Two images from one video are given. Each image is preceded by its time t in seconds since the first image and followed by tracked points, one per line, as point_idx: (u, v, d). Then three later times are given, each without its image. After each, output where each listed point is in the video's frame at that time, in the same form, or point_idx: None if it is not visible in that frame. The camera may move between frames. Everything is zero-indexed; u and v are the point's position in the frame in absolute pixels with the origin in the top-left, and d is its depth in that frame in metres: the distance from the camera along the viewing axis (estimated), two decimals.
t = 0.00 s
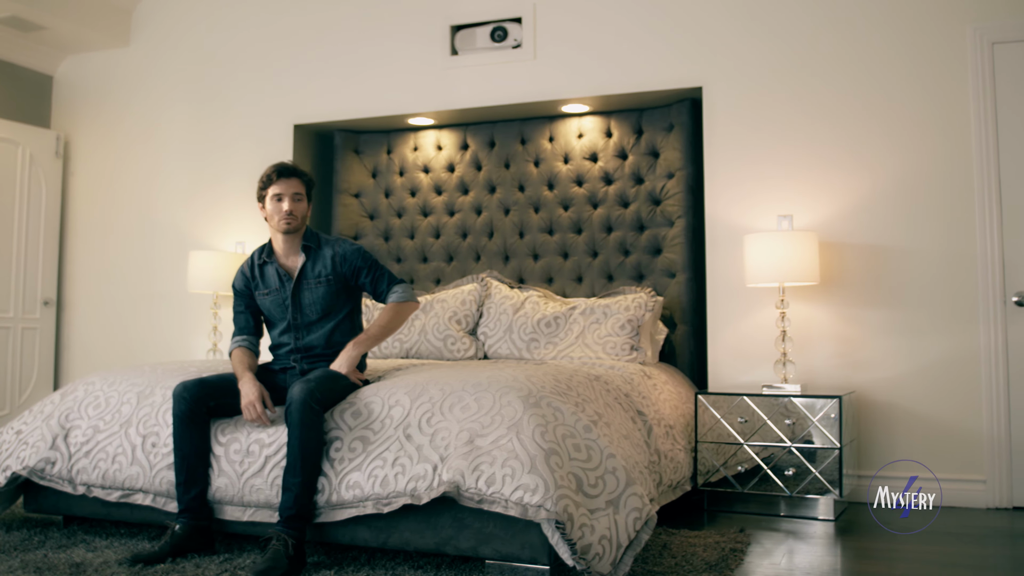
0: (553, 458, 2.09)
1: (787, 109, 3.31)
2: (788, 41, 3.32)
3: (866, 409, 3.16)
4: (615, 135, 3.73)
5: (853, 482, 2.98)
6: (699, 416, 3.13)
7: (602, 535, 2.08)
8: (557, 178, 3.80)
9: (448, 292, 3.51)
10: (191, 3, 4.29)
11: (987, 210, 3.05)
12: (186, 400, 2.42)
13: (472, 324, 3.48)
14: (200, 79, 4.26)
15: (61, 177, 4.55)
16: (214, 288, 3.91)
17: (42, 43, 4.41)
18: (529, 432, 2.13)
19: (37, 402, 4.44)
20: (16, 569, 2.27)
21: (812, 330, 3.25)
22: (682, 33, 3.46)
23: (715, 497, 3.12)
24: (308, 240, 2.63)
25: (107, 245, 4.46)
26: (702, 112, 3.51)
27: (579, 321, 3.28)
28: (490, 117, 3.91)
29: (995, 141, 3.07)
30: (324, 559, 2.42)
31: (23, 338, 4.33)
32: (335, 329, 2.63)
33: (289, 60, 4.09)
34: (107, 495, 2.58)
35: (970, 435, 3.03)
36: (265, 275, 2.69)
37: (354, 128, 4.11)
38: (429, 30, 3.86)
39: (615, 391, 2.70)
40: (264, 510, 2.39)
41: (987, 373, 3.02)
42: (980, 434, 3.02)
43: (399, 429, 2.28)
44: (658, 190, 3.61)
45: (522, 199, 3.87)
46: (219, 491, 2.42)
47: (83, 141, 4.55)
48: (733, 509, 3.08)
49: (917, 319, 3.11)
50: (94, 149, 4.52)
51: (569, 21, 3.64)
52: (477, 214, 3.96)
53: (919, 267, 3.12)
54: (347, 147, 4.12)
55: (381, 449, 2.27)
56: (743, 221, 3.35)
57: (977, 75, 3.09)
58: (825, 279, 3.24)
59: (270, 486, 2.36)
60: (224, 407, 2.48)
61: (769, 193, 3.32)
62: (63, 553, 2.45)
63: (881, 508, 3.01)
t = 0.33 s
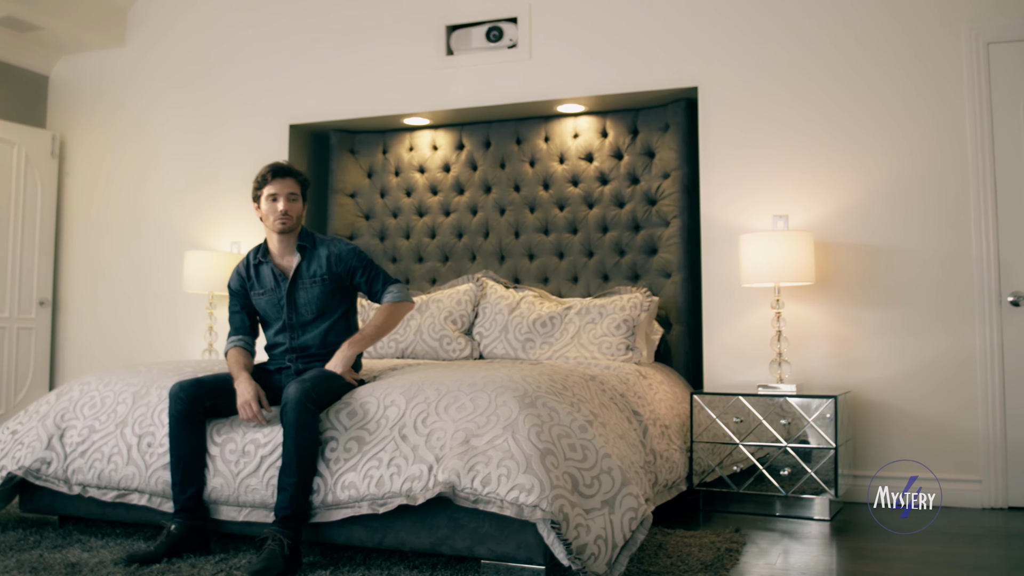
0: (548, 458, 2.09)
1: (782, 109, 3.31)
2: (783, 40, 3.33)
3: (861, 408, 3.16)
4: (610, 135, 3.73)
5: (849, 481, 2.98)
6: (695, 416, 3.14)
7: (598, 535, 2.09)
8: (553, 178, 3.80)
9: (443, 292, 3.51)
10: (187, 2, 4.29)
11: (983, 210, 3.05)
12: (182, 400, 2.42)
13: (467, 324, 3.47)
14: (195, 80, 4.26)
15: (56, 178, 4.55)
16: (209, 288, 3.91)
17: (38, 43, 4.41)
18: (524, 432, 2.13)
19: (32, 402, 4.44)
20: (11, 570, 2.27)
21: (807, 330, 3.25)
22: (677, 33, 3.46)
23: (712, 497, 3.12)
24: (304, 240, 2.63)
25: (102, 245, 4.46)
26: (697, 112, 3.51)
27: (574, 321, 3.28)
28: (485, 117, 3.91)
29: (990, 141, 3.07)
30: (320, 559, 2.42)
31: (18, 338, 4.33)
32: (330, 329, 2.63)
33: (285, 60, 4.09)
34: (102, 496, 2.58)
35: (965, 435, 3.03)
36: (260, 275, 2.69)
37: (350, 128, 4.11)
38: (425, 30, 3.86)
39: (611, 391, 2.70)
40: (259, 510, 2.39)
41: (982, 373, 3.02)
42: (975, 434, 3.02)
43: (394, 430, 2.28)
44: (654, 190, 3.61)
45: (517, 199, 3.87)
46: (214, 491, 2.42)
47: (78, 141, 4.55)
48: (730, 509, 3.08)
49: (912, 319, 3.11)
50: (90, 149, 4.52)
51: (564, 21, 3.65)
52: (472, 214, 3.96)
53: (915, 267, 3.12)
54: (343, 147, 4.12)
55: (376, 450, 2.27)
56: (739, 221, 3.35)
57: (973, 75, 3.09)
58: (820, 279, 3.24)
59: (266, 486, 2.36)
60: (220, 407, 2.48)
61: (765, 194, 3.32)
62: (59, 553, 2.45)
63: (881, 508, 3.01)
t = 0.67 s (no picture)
0: (544, 458, 2.09)
1: (777, 109, 3.31)
2: (778, 40, 3.33)
3: (856, 409, 3.16)
4: (606, 135, 3.73)
5: (845, 481, 2.99)
6: (690, 416, 3.13)
7: (593, 535, 2.09)
8: (548, 178, 3.80)
9: (439, 292, 3.51)
10: (182, 2, 4.29)
11: (979, 210, 3.05)
12: (179, 400, 2.42)
13: (463, 324, 3.47)
14: (191, 80, 4.26)
15: (51, 178, 4.55)
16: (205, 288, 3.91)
17: (33, 43, 4.41)
18: (520, 432, 2.13)
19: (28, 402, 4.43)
20: (6, 570, 2.27)
21: (802, 330, 3.25)
22: (673, 33, 3.46)
23: (707, 497, 3.12)
24: (299, 240, 2.63)
25: (98, 245, 4.46)
26: (693, 113, 3.52)
27: (570, 321, 3.28)
28: (481, 117, 3.91)
29: (986, 141, 3.08)
30: (315, 559, 2.42)
31: (14, 338, 4.33)
32: (325, 329, 2.63)
33: (281, 59, 4.09)
34: (98, 496, 2.58)
35: (961, 435, 3.03)
36: (256, 275, 2.69)
37: (345, 128, 4.11)
38: (421, 30, 3.86)
39: (606, 391, 2.70)
40: (255, 510, 2.39)
41: (978, 373, 3.02)
42: (971, 434, 3.02)
43: (389, 430, 2.28)
44: (650, 190, 3.61)
45: (513, 199, 3.87)
46: (210, 491, 2.42)
47: (74, 141, 4.55)
48: (725, 509, 3.09)
49: (908, 319, 3.11)
50: (85, 149, 4.52)
51: (560, 21, 3.64)
52: (468, 214, 3.95)
53: (911, 267, 3.12)
54: (339, 147, 4.12)
55: (371, 450, 2.27)
56: (735, 221, 3.35)
57: (969, 75, 3.09)
58: (816, 279, 3.24)
59: (261, 486, 2.35)
60: (217, 407, 2.48)
61: (761, 194, 3.32)
62: (54, 553, 2.45)
63: (882, 508, 3.01)
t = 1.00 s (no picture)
0: (539, 458, 2.09)
1: (773, 109, 3.31)
2: (773, 40, 3.33)
3: (852, 409, 3.16)
4: (601, 135, 3.73)
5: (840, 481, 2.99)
6: (686, 417, 3.13)
7: (589, 535, 2.09)
8: (544, 178, 3.80)
9: (435, 292, 3.51)
10: (178, 2, 4.29)
11: (975, 209, 3.06)
12: (175, 400, 2.42)
13: (459, 324, 3.48)
14: (187, 80, 4.26)
15: (47, 178, 4.55)
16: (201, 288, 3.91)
17: (29, 43, 4.41)
18: (515, 432, 2.13)
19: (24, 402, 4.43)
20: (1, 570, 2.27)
21: (798, 330, 3.24)
22: (668, 33, 3.46)
23: (703, 497, 3.13)
24: (295, 240, 2.63)
25: (94, 245, 4.46)
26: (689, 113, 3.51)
27: (566, 320, 3.28)
28: (476, 117, 3.92)
29: (981, 141, 3.08)
30: (311, 559, 2.42)
31: (9, 338, 4.33)
32: (321, 329, 2.63)
33: (277, 59, 4.09)
34: (94, 496, 2.58)
35: (957, 435, 3.03)
36: (252, 275, 2.69)
37: (341, 128, 4.11)
38: (416, 30, 3.86)
39: (602, 391, 2.70)
40: (251, 510, 2.39)
41: (973, 372, 3.02)
42: (967, 434, 3.02)
43: (385, 431, 2.28)
44: (645, 190, 3.61)
45: (509, 199, 3.87)
46: (206, 491, 2.42)
47: (69, 141, 4.55)
48: (721, 509, 3.09)
49: (903, 318, 3.11)
50: (81, 149, 4.52)
51: (556, 20, 3.65)
52: (464, 214, 3.96)
53: (907, 267, 3.12)
54: (335, 147, 4.12)
55: (367, 451, 2.27)
56: (730, 221, 3.35)
57: (964, 76, 3.09)
58: (812, 279, 3.24)
59: (257, 486, 2.35)
60: (213, 407, 2.48)
61: (757, 194, 3.32)
62: (50, 553, 2.45)
63: (882, 509, 3.01)
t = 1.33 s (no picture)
0: (535, 458, 2.09)
1: (769, 109, 3.31)
2: (768, 39, 3.33)
3: (848, 408, 3.16)
4: (597, 135, 3.73)
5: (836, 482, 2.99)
6: (682, 417, 3.14)
7: (584, 535, 2.09)
8: (540, 178, 3.81)
9: (430, 292, 3.51)
10: (174, 2, 4.29)
11: (971, 210, 3.06)
12: (171, 399, 2.42)
13: (454, 324, 3.48)
14: (183, 80, 4.26)
15: (43, 178, 4.55)
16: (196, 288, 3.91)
17: (25, 44, 4.41)
18: (511, 432, 2.13)
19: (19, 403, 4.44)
20: None
21: (793, 331, 3.25)
22: (663, 33, 3.46)
23: (699, 497, 3.13)
24: (290, 240, 2.63)
25: (90, 246, 4.46)
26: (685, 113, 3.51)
27: (561, 321, 3.29)
28: (472, 117, 3.92)
29: (977, 141, 3.08)
30: (307, 559, 2.42)
31: (5, 338, 4.33)
32: (316, 329, 2.63)
33: (273, 60, 4.09)
34: (89, 495, 2.58)
35: (954, 435, 3.03)
36: (248, 275, 2.69)
37: (336, 127, 4.11)
38: (412, 30, 3.86)
39: (598, 391, 2.70)
40: (246, 510, 2.39)
41: (969, 372, 3.02)
42: (963, 434, 3.02)
43: (380, 431, 2.28)
44: (641, 190, 3.60)
45: (504, 199, 3.87)
46: (202, 491, 2.41)
47: (65, 141, 4.55)
48: (717, 509, 3.09)
49: (898, 318, 3.12)
50: (77, 149, 4.52)
51: (551, 20, 3.64)
52: (459, 214, 3.96)
53: (902, 267, 3.12)
54: (330, 147, 4.12)
55: (362, 451, 2.27)
56: (725, 221, 3.35)
57: (959, 76, 3.09)
58: (806, 279, 3.24)
59: (253, 486, 2.35)
60: (209, 407, 2.48)
61: (752, 194, 3.32)
62: (46, 553, 2.45)
63: (882, 509, 3.02)
